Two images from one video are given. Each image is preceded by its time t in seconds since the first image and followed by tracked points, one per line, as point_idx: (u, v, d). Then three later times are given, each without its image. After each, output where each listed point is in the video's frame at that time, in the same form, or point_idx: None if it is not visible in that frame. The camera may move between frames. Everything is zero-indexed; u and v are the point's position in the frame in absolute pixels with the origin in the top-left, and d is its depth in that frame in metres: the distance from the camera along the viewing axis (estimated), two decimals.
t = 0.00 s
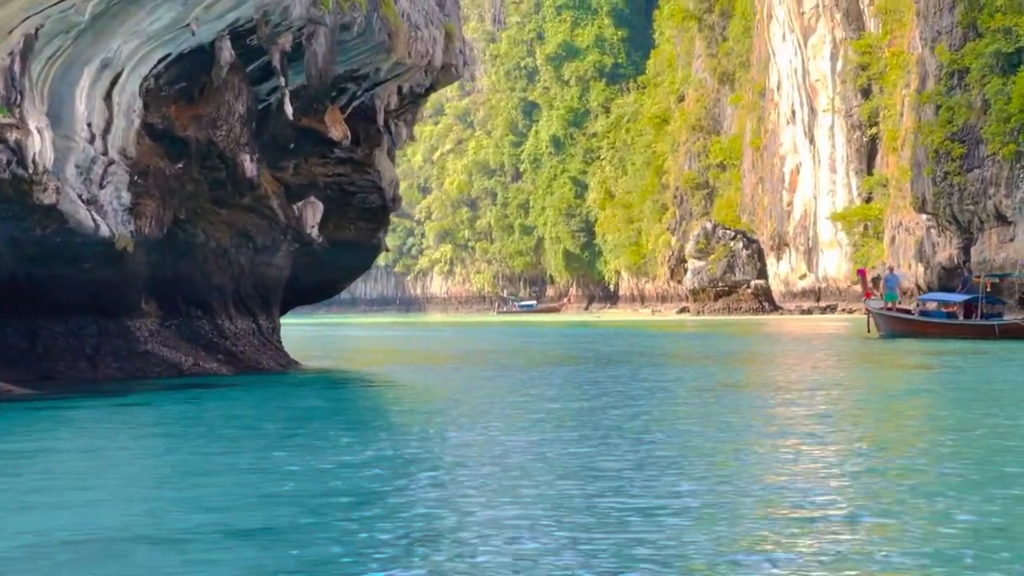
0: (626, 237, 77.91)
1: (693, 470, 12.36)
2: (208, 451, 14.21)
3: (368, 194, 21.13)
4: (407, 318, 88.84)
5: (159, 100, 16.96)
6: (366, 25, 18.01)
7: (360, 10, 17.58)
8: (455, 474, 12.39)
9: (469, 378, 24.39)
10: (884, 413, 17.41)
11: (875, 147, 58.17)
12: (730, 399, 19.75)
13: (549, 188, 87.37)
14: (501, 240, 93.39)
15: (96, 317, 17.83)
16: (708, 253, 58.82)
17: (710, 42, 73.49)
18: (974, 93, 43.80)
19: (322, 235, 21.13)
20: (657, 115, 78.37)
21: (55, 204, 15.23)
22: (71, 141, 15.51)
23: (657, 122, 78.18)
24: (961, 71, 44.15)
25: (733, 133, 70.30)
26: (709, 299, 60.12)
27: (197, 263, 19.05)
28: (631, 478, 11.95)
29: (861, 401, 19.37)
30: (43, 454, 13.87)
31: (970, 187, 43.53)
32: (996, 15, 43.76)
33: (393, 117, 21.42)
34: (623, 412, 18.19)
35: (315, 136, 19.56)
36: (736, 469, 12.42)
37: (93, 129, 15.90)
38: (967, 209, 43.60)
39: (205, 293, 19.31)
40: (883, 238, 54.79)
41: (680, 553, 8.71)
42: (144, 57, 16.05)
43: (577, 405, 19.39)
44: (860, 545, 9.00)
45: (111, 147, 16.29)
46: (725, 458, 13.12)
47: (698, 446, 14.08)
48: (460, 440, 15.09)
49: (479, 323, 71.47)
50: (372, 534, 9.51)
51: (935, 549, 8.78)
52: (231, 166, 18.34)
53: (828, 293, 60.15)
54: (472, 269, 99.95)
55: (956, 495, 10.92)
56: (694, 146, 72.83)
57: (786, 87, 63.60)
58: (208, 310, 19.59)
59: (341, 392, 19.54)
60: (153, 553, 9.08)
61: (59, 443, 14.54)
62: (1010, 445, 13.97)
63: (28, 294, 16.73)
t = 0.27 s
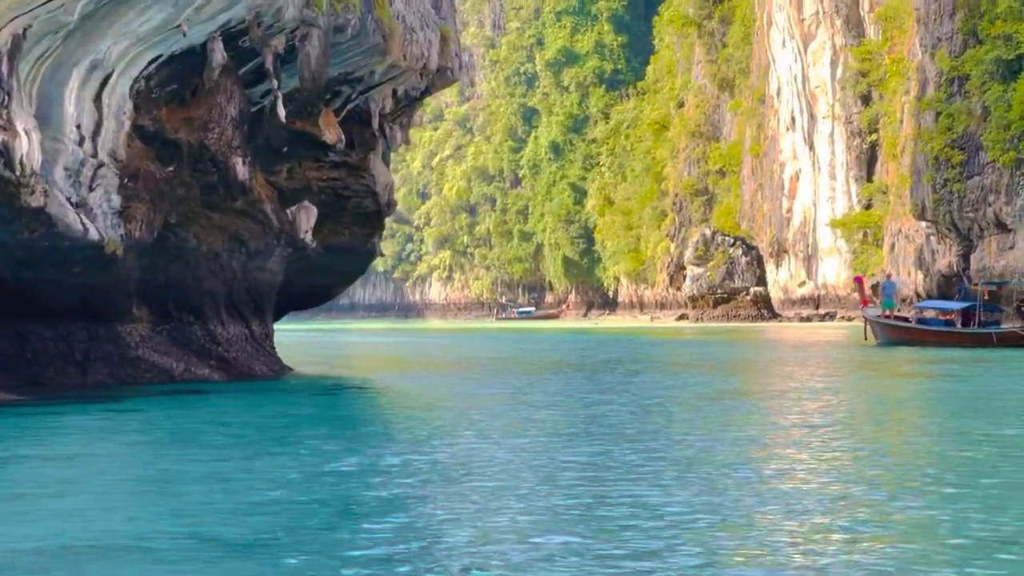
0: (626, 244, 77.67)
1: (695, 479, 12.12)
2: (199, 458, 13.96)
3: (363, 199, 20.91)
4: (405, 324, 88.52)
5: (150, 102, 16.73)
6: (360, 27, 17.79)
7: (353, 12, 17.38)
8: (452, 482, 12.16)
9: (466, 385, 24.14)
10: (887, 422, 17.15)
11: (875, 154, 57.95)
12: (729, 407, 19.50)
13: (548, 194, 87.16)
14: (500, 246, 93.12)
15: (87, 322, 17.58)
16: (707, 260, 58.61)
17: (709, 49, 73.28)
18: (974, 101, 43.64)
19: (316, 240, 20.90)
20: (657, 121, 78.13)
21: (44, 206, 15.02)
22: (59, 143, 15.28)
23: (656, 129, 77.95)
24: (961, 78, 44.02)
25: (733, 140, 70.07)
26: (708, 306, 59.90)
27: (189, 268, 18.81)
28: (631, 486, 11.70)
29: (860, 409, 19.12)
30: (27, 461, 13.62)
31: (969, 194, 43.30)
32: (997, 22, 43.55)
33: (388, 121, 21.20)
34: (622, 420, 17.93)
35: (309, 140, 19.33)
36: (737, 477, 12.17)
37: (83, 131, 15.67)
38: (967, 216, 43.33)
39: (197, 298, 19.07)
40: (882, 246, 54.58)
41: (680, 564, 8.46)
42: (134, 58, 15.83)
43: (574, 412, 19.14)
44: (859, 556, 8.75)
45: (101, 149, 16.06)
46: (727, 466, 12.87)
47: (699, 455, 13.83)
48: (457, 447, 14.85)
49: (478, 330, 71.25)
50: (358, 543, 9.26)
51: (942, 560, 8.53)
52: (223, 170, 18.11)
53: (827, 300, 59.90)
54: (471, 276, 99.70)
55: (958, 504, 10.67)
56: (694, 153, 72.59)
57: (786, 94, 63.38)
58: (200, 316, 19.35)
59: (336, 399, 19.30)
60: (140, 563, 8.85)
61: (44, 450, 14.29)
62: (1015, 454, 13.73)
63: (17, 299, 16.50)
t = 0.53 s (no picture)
0: (630, 244, 77.48)
1: (698, 482, 11.93)
2: (193, 459, 13.78)
3: (362, 197, 20.73)
4: (409, 324, 88.26)
5: (145, 99, 16.55)
6: (359, 24, 17.60)
7: (352, 9, 17.19)
8: (449, 484, 11.98)
9: (466, 386, 23.96)
10: (890, 424, 16.96)
11: (880, 155, 57.70)
12: (733, 409, 19.32)
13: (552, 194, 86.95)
14: (504, 246, 92.89)
15: (82, 321, 17.40)
16: (710, 261, 58.42)
17: (714, 49, 73.04)
18: (980, 101, 43.44)
19: (315, 239, 20.72)
20: (661, 122, 77.88)
21: (37, 205, 14.79)
22: (53, 141, 15.08)
23: (661, 129, 77.70)
24: (967, 78, 43.80)
25: (738, 140, 69.83)
26: (711, 307, 59.67)
27: (186, 266, 18.64)
28: (632, 490, 11.51)
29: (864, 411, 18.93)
30: (17, 462, 13.40)
31: (975, 195, 43.04)
32: (1003, 22, 43.28)
33: (387, 119, 21.01)
34: (623, 422, 17.74)
35: (308, 138, 19.15)
36: (739, 480, 11.99)
37: (77, 129, 15.48)
38: (973, 217, 43.08)
39: (194, 298, 18.88)
40: (886, 247, 54.37)
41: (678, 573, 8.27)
42: (130, 54, 15.64)
43: (575, 414, 18.95)
44: (857, 565, 8.53)
45: (95, 147, 15.88)
46: (729, 470, 12.68)
47: (701, 458, 13.64)
48: (457, 448, 14.68)
49: (482, 330, 71.07)
50: (349, 550, 9.03)
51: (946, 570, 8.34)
52: (220, 167, 17.93)
53: (831, 300, 59.68)
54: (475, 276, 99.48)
55: (958, 509, 10.44)
56: (699, 153, 72.39)
57: (790, 94, 63.13)
58: (197, 316, 19.17)
59: (334, 400, 19.12)
60: (130, 567, 8.67)
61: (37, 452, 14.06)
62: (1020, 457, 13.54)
63: (11, 297, 16.32)
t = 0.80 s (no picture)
0: (640, 243, 77.25)
1: (706, 484, 11.73)
2: (193, 461, 13.59)
3: (366, 195, 20.55)
4: (418, 324, 88.07)
5: (146, 96, 16.36)
6: (362, 20, 17.40)
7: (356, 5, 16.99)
8: (453, 485, 11.78)
9: (471, 387, 23.76)
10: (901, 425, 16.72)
11: (890, 154, 57.45)
12: (740, 410, 19.11)
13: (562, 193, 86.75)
14: (513, 246, 92.65)
15: (83, 321, 17.21)
16: (720, 260, 58.20)
17: (723, 48, 72.81)
18: (991, 100, 43.18)
19: (318, 237, 20.53)
20: (671, 121, 77.63)
21: (36, 202, 14.57)
22: (55, 139, 14.87)
23: (670, 128, 77.47)
24: (978, 76, 43.52)
25: (747, 140, 69.60)
26: (721, 307, 59.38)
27: (188, 265, 18.44)
28: (638, 492, 11.32)
29: (874, 412, 18.70)
30: (13, 463, 13.20)
31: (985, 195, 42.76)
32: (1015, 20, 43.00)
33: (391, 117, 20.82)
34: (631, 423, 17.53)
35: (310, 135, 18.96)
36: (748, 482, 11.77)
37: (78, 126, 15.27)
38: (983, 216, 42.83)
39: (196, 296, 18.69)
40: (897, 246, 54.13)
41: None
42: (130, 50, 15.44)
43: (582, 414, 18.74)
44: (866, 569, 8.31)
45: (96, 144, 15.67)
46: (736, 472, 12.48)
47: (708, 459, 13.44)
48: (462, 449, 14.48)
49: (491, 329, 70.90)
50: (344, 555, 8.80)
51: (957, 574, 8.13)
52: (221, 165, 17.74)
53: (840, 300, 59.40)
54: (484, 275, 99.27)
55: (968, 512, 10.23)
56: (708, 153, 72.18)
57: (800, 93, 62.88)
58: (199, 315, 18.97)
59: (338, 401, 18.92)
60: (123, 570, 8.49)
61: (33, 453, 13.85)
62: None
63: (11, 297, 16.12)
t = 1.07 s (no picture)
0: (647, 243, 77.03)
1: (711, 484, 11.54)
2: (191, 462, 13.41)
3: (368, 194, 20.35)
4: (425, 324, 87.85)
5: (144, 93, 16.15)
6: (364, 17, 17.18)
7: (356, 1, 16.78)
8: (453, 486, 11.60)
9: (474, 387, 23.59)
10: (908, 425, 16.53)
11: (897, 153, 57.20)
12: (746, 410, 18.91)
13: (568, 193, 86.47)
14: (520, 246, 92.41)
15: (82, 321, 17.03)
16: (727, 259, 57.98)
17: (731, 46, 72.54)
18: (999, 98, 42.92)
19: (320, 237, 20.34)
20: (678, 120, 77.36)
21: (32, 201, 14.34)
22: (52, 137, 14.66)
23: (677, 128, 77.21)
24: (987, 75, 43.26)
25: (754, 139, 69.36)
26: (728, 307, 59.18)
27: (187, 265, 18.26)
28: (642, 493, 11.13)
29: (881, 412, 18.50)
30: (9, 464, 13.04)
31: (994, 194, 42.48)
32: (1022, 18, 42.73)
33: (393, 115, 20.61)
34: (634, 424, 17.35)
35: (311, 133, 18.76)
36: (752, 483, 11.58)
37: (75, 124, 15.06)
38: (991, 215, 42.56)
39: (195, 296, 18.50)
40: (904, 245, 53.91)
41: None
42: (127, 46, 15.22)
43: (586, 415, 18.56)
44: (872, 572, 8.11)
45: (93, 142, 15.46)
46: (741, 472, 12.30)
47: (713, 459, 13.25)
48: (464, 449, 14.31)
49: (498, 329, 70.73)
50: (339, 558, 8.60)
51: None
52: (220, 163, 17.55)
53: (848, 300, 59.18)
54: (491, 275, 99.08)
55: (976, 512, 10.02)
56: (715, 152, 71.97)
57: (807, 92, 62.61)
58: (199, 315, 18.78)
59: (340, 402, 18.73)
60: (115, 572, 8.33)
61: (28, 455, 13.65)
62: None
63: (8, 297, 15.94)
